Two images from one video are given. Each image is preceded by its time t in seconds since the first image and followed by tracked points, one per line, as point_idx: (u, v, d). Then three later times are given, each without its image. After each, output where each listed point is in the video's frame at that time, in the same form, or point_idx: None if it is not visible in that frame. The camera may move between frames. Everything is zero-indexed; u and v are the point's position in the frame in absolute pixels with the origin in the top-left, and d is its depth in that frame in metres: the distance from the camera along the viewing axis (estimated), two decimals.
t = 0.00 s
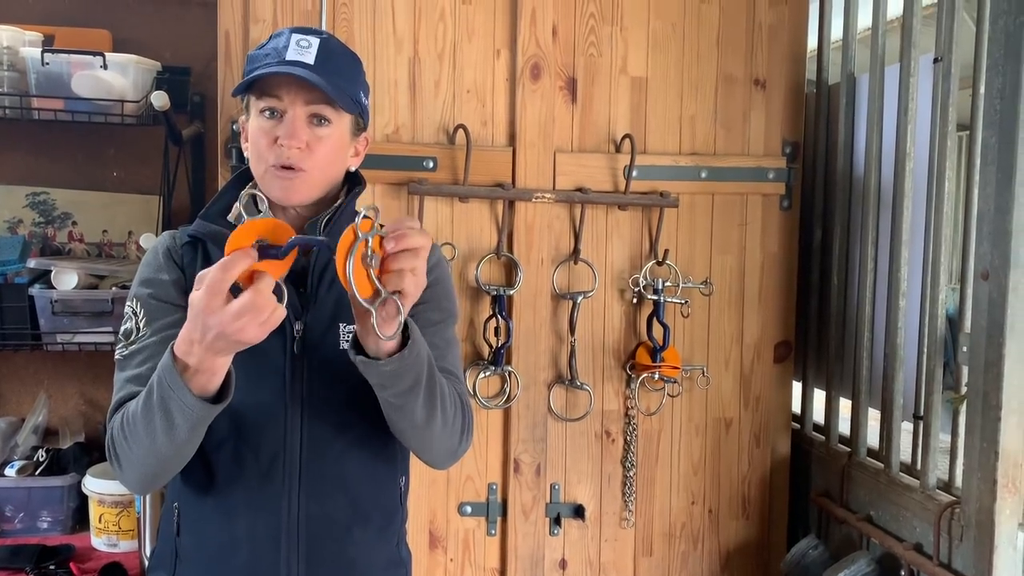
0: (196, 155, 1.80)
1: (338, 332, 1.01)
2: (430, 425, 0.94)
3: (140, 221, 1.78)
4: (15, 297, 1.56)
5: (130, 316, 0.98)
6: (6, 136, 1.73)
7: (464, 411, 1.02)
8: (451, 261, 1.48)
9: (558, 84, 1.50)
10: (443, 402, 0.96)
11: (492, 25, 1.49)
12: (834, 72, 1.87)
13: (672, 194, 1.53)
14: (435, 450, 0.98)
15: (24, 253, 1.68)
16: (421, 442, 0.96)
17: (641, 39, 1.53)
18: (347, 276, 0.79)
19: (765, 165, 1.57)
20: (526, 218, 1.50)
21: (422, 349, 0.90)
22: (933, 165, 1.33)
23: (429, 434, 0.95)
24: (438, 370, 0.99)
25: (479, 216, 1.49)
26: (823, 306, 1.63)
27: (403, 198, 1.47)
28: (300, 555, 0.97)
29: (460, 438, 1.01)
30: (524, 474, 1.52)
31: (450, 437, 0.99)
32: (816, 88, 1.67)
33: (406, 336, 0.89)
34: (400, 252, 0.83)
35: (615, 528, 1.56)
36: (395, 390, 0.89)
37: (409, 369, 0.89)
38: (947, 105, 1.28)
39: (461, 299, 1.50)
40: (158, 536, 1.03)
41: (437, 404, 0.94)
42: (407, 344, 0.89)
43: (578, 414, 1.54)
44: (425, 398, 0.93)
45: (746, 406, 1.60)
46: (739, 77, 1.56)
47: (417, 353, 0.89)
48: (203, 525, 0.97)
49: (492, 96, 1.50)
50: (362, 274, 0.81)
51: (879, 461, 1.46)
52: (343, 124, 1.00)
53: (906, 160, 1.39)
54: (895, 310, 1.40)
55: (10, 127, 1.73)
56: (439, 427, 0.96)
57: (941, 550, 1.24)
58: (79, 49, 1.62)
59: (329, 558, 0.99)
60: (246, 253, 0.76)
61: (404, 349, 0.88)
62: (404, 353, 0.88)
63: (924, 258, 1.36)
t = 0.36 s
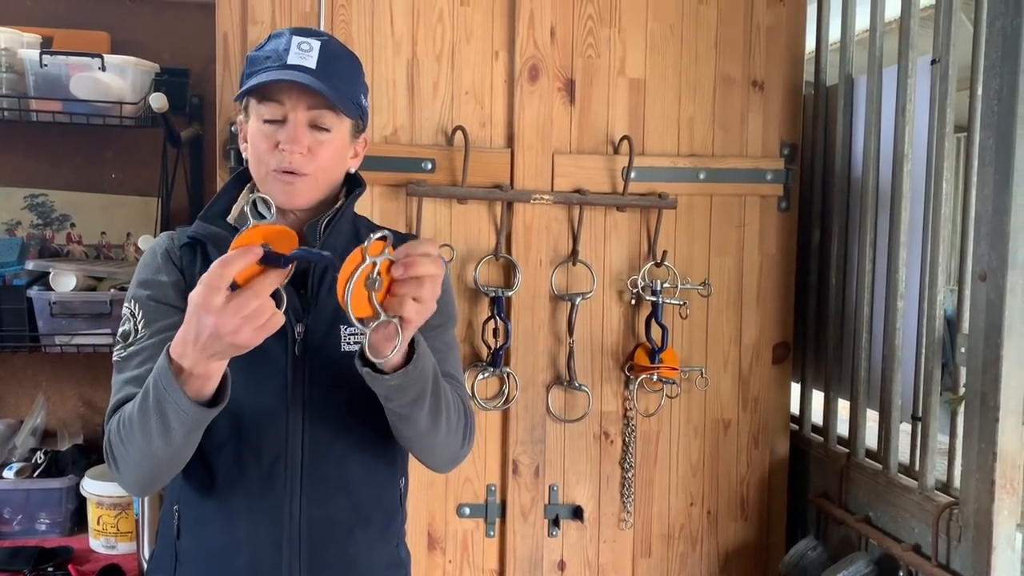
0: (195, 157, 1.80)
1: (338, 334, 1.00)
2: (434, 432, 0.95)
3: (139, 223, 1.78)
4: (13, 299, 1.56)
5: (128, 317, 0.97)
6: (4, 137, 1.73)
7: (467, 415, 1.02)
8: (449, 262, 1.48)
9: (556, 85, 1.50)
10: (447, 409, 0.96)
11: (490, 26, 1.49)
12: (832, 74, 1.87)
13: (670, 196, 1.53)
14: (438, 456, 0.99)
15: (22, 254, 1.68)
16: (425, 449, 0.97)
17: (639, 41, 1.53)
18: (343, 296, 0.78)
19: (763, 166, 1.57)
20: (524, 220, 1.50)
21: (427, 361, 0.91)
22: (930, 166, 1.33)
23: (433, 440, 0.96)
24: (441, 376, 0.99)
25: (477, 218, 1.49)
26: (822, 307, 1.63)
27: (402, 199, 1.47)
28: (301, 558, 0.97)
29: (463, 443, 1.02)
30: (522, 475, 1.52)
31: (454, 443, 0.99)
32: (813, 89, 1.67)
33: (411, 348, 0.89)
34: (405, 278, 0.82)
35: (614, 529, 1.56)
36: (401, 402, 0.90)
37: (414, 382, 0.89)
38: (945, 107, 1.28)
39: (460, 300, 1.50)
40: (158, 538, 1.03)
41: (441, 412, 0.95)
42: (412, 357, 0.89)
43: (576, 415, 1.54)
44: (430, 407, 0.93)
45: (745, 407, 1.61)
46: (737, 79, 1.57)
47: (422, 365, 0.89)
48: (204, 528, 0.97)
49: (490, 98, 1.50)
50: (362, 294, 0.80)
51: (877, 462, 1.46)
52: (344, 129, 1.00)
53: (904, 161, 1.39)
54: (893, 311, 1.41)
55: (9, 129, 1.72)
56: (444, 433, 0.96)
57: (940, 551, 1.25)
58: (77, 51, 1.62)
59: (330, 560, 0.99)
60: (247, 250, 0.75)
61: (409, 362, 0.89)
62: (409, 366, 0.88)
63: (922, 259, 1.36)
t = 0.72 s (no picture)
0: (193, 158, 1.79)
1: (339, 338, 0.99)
2: (451, 462, 0.99)
3: (136, 225, 1.78)
4: (11, 301, 1.55)
5: (126, 313, 0.98)
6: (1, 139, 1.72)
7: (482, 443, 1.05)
8: (447, 263, 1.48)
9: (554, 86, 1.50)
10: (466, 440, 1.00)
11: (488, 26, 1.49)
12: (829, 74, 1.87)
13: (668, 197, 1.53)
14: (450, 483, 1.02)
15: (20, 256, 1.68)
16: (439, 467, 0.99)
17: (637, 41, 1.53)
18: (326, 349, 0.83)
19: (761, 167, 1.57)
20: (522, 221, 1.50)
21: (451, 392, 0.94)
22: (928, 166, 1.33)
23: (449, 469, 0.99)
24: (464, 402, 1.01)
25: (475, 219, 1.49)
26: (820, 307, 1.64)
27: (400, 201, 1.47)
28: (301, 561, 0.97)
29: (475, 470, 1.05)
30: (520, 476, 1.52)
31: (466, 466, 1.01)
32: (811, 89, 1.67)
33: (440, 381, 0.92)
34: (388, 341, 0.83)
35: (612, 530, 1.56)
36: (425, 433, 0.94)
37: (439, 417, 0.93)
38: (942, 107, 1.28)
39: (458, 301, 1.50)
40: (155, 540, 1.03)
41: (461, 444, 0.98)
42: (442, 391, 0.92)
43: (574, 416, 1.54)
44: (451, 439, 0.97)
45: (742, 408, 1.61)
46: (735, 80, 1.57)
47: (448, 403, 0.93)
48: (203, 531, 0.97)
49: (488, 99, 1.50)
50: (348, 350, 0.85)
51: (875, 462, 1.46)
52: (347, 121, 1.01)
53: (902, 162, 1.39)
54: (891, 311, 1.41)
55: (6, 130, 1.72)
56: (460, 463, 1.00)
57: (938, 552, 1.25)
58: (75, 52, 1.62)
59: (330, 564, 0.99)
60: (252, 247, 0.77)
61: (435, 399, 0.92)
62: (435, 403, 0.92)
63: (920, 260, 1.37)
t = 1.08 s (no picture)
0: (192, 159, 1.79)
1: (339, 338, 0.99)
2: (468, 437, 1.01)
3: (135, 225, 1.77)
4: (9, 302, 1.55)
5: (120, 307, 0.97)
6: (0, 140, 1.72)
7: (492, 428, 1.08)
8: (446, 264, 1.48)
9: (553, 87, 1.50)
10: (483, 417, 1.03)
11: (487, 27, 1.49)
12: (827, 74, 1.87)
13: (667, 197, 1.53)
14: (463, 463, 1.04)
15: (19, 256, 1.68)
16: (456, 451, 1.02)
17: (635, 42, 1.53)
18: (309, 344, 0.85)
19: (760, 168, 1.57)
20: (521, 221, 1.50)
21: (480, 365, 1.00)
22: (927, 167, 1.33)
23: (466, 445, 1.02)
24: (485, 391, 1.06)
25: (474, 219, 1.49)
26: (818, 307, 1.64)
27: (398, 202, 1.47)
28: (299, 561, 0.97)
29: (487, 452, 1.06)
30: (520, 477, 1.52)
31: (480, 461, 1.05)
32: (810, 90, 1.67)
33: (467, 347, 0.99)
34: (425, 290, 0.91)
35: (611, 531, 1.56)
36: (449, 399, 0.98)
37: (463, 381, 0.98)
38: (940, 108, 1.28)
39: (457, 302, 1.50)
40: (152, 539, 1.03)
41: (479, 418, 1.02)
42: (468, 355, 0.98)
43: (573, 416, 1.54)
44: (471, 413, 1.01)
45: (741, 408, 1.61)
46: (733, 80, 1.57)
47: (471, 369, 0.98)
48: (201, 531, 0.97)
49: (487, 99, 1.50)
50: (334, 350, 0.86)
51: (874, 462, 1.46)
52: (346, 118, 1.01)
53: (901, 162, 1.39)
54: (890, 311, 1.41)
55: (5, 131, 1.72)
56: (475, 439, 1.02)
57: (937, 552, 1.25)
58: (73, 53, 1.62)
59: (328, 563, 0.99)
60: (250, 246, 0.75)
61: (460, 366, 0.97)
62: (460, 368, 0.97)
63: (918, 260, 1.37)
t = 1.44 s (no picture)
0: (190, 160, 1.79)
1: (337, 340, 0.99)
2: (467, 439, 1.00)
3: (133, 227, 1.77)
4: (7, 304, 1.55)
5: (120, 318, 0.97)
6: None
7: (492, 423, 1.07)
8: (445, 265, 1.48)
9: (551, 88, 1.50)
10: (479, 416, 1.02)
11: (485, 28, 1.49)
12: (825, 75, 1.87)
13: (665, 199, 1.54)
14: (467, 463, 1.03)
15: (16, 259, 1.68)
16: (457, 456, 1.01)
17: (633, 44, 1.53)
18: (291, 332, 0.83)
19: (758, 169, 1.57)
20: (519, 223, 1.50)
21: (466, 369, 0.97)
22: (925, 168, 1.33)
23: (466, 446, 1.01)
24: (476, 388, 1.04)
25: (473, 221, 1.49)
26: (816, 308, 1.64)
27: (397, 203, 1.47)
28: (298, 562, 0.97)
29: (489, 447, 1.06)
30: (518, 478, 1.52)
31: (485, 457, 1.04)
32: (807, 91, 1.67)
33: (451, 355, 0.96)
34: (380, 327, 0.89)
35: (610, 532, 1.56)
36: (442, 406, 0.96)
37: (455, 386, 0.95)
38: (938, 108, 1.28)
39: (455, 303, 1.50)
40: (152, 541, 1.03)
41: (475, 418, 1.00)
42: (452, 364, 0.95)
43: (572, 417, 1.54)
44: (465, 414, 0.99)
45: (739, 409, 1.61)
46: (731, 81, 1.57)
47: (459, 374, 0.95)
48: (201, 532, 0.97)
49: (485, 101, 1.50)
50: (315, 337, 0.84)
51: (872, 463, 1.46)
52: (339, 120, 1.01)
53: (898, 163, 1.39)
54: (888, 312, 1.41)
55: (3, 133, 1.72)
56: (475, 439, 1.01)
57: (935, 552, 1.25)
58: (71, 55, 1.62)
59: (327, 564, 0.99)
60: (224, 244, 0.77)
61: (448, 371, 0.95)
62: (447, 374, 0.94)
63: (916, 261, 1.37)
